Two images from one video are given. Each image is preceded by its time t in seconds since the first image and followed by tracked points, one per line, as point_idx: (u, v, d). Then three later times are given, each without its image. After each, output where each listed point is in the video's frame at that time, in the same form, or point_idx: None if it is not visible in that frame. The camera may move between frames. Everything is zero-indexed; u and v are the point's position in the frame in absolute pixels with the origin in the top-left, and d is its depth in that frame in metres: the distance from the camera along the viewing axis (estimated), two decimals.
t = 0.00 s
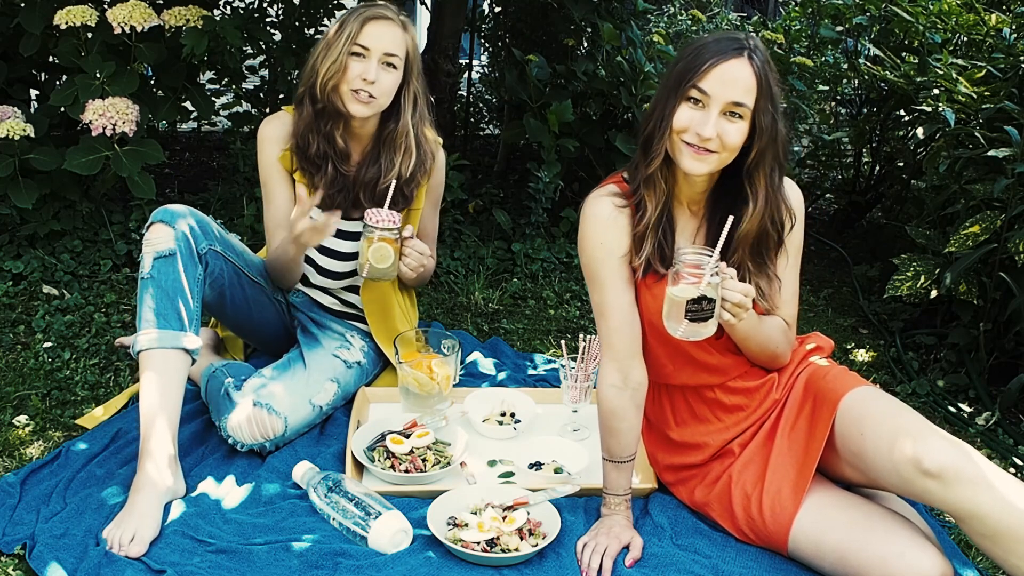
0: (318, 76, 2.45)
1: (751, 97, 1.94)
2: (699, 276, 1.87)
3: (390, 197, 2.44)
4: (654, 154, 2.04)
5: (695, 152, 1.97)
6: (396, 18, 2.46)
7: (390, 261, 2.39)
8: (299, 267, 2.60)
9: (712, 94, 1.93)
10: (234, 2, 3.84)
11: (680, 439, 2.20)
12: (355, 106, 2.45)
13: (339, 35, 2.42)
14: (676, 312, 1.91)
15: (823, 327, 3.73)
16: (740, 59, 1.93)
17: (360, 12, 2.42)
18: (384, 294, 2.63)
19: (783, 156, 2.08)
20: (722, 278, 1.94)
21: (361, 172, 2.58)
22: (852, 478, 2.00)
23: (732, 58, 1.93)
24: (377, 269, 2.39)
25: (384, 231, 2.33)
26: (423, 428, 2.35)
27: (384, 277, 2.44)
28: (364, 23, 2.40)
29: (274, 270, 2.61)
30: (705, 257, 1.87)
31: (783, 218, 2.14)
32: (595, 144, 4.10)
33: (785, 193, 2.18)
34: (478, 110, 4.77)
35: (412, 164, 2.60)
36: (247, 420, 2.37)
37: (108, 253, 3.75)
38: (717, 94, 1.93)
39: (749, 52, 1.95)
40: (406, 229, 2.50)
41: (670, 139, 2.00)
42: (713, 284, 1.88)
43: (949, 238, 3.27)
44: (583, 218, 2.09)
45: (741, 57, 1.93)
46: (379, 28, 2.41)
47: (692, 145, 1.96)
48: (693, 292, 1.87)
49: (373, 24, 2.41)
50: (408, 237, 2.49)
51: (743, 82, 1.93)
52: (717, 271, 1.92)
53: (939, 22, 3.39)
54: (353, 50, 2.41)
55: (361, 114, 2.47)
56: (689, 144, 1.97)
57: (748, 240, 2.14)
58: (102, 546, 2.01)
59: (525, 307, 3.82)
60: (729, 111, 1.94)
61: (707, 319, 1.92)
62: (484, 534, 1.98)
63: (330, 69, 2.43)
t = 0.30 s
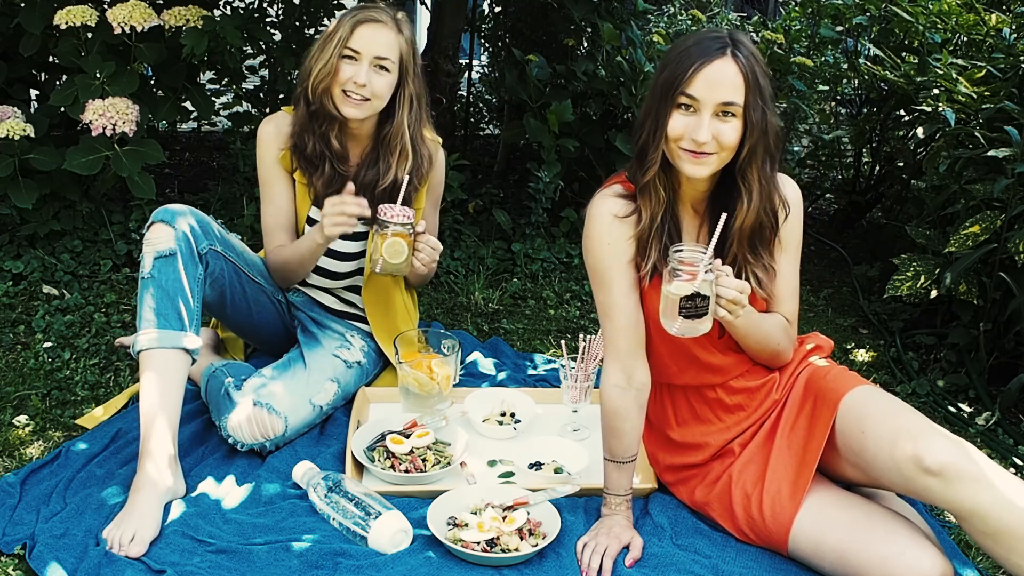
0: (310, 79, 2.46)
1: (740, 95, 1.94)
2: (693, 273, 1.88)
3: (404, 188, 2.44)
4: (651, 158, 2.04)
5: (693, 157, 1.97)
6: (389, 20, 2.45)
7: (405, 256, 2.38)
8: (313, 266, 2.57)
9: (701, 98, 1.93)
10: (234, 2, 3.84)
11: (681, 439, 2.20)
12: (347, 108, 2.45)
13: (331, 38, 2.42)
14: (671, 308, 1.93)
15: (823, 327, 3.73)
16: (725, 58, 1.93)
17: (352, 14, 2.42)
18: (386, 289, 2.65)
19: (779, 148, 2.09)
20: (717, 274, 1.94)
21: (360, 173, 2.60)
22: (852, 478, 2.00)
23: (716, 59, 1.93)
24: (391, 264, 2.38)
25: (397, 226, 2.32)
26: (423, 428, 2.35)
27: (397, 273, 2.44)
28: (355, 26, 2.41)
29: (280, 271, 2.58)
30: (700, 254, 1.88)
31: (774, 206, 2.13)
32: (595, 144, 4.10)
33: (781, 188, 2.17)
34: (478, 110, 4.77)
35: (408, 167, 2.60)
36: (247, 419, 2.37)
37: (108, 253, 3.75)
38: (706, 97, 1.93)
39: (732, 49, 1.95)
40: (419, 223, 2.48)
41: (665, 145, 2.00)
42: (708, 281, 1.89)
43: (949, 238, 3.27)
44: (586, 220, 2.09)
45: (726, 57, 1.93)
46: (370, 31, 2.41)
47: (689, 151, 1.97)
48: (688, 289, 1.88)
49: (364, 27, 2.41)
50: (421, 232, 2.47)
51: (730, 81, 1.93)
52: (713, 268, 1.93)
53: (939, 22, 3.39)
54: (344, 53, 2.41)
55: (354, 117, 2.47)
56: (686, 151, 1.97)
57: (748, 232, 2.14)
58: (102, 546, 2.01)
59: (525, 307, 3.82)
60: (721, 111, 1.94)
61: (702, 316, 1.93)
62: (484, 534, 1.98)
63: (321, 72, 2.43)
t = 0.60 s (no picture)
0: (312, 78, 2.45)
1: (737, 92, 1.94)
2: (693, 270, 1.88)
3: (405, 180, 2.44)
4: (650, 159, 2.04)
5: (693, 157, 1.97)
6: (388, 16, 2.46)
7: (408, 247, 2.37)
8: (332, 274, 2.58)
9: (698, 98, 1.93)
10: (234, 2, 3.84)
11: (681, 439, 2.20)
12: (351, 107, 2.45)
13: (332, 36, 2.41)
14: (671, 306, 1.93)
15: (822, 327, 3.73)
16: (719, 56, 1.93)
17: (351, 11, 2.42)
18: (387, 284, 2.66)
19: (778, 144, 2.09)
20: (716, 272, 1.94)
21: (359, 171, 2.58)
22: (853, 477, 2.01)
23: (711, 57, 1.93)
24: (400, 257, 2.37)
25: (398, 216, 2.32)
26: (423, 428, 2.35)
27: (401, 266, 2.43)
28: (356, 23, 2.40)
29: (290, 276, 2.58)
30: (700, 252, 1.88)
31: (770, 202, 2.12)
32: (596, 144, 4.10)
33: (778, 185, 2.17)
34: (478, 110, 4.77)
35: (410, 162, 2.61)
36: (247, 419, 2.37)
37: (108, 253, 3.75)
38: (702, 97, 1.93)
39: (726, 47, 1.95)
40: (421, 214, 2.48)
41: (665, 146, 2.00)
42: (708, 279, 1.89)
43: (949, 238, 3.27)
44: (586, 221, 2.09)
45: (720, 55, 1.93)
46: (370, 27, 2.41)
47: (688, 151, 1.97)
48: (688, 287, 1.88)
49: (365, 24, 2.41)
50: (424, 223, 2.46)
51: (726, 80, 1.93)
52: (712, 266, 1.93)
53: (939, 22, 3.39)
54: (347, 50, 2.41)
55: (358, 115, 2.47)
56: (685, 151, 1.97)
57: (732, 227, 2.14)
58: (102, 546, 2.01)
59: (525, 307, 3.82)
60: (718, 110, 1.94)
61: (701, 314, 1.93)
62: (484, 534, 1.98)
63: (324, 70, 2.43)
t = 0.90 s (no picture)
0: (305, 81, 2.45)
1: (734, 87, 1.94)
2: (694, 272, 1.88)
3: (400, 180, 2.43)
4: (649, 157, 2.04)
5: (691, 153, 1.97)
6: (378, 15, 2.46)
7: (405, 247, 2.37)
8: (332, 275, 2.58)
9: (695, 93, 1.93)
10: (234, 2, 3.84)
11: (681, 439, 2.20)
12: (346, 108, 2.45)
13: (323, 38, 2.41)
14: (671, 308, 1.93)
15: (822, 327, 3.73)
16: (716, 52, 1.93)
17: (343, 12, 2.41)
18: (383, 284, 2.66)
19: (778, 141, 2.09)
20: (717, 274, 1.93)
21: (351, 169, 2.60)
22: (853, 478, 2.01)
23: (707, 53, 1.93)
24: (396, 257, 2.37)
25: (393, 218, 2.31)
26: (423, 428, 2.35)
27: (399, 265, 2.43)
28: (347, 24, 2.40)
29: (290, 276, 2.58)
30: (701, 253, 1.88)
31: (772, 200, 2.12)
32: (595, 144, 4.10)
33: (780, 184, 2.17)
34: (478, 110, 4.77)
35: (396, 158, 2.59)
36: (247, 419, 2.37)
37: (108, 253, 3.75)
38: (700, 92, 1.93)
39: (723, 43, 1.95)
40: (416, 215, 2.47)
41: (664, 143, 2.00)
42: (708, 280, 1.89)
43: (949, 238, 3.27)
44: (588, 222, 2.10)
45: (717, 51, 1.93)
46: (362, 27, 2.41)
47: (687, 147, 1.96)
48: (688, 288, 1.88)
49: (357, 24, 2.41)
50: (418, 224, 2.45)
51: (723, 75, 1.92)
52: (713, 267, 1.93)
53: (939, 22, 3.39)
54: (339, 51, 2.41)
55: (354, 116, 2.47)
56: (684, 147, 1.97)
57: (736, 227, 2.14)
58: (102, 546, 2.01)
59: (525, 307, 3.82)
60: (716, 105, 1.94)
61: (702, 316, 1.93)
62: (484, 534, 1.98)
63: (317, 73, 2.43)
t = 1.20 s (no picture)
0: (305, 84, 2.46)
1: (737, 82, 1.94)
2: (701, 273, 1.87)
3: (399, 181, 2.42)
4: (654, 155, 2.05)
5: (695, 149, 1.96)
6: (374, 13, 2.46)
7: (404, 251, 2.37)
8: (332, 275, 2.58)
9: (698, 89, 1.93)
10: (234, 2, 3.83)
11: (682, 439, 2.20)
12: (349, 108, 2.45)
13: (320, 40, 2.41)
14: (677, 308, 1.93)
15: (823, 327, 3.73)
16: (718, 47, 1.93)
17: (337, 12, 2.41)
18: (384, 285, 2.66)
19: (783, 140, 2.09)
20: (724, 274, 1.94)
21: (355, 169, 2.59)
22: (853, 478, 2.01)
23: (709, 49, 1.93)
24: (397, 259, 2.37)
25: (392, 220, 2.31)
26: (423, 428, 2.35)
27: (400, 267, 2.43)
28: (342, 24, 2.40)
29: (290, 277, 2.58)
30: (707, 254, 1.87)
31: (776, 200, 2.12)
32: (595, 144, 4.10)
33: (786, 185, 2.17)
34: (478, 110, 4.77)
35: (401, 156, 2.59)
36: (247, 420, 2.37)
37: (108, 253, 3.75)
38: (703, 87, 1.93)
39: (726, 39, 1.95)
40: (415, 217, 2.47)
41: (668, 140, 2.00)
42: (714, 281, 1.88)
43: (949, 238, 3.27)
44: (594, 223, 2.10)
45: (720, 46, 1.94)
46: (357, 26, 2.41)
47: (691, 144, 1.96)
48: (696, 289, 1.88)
49: (352, 24, 2.40)
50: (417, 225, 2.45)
51: (726, 69, 1.92)
52: (718, 268, 1.92)
53: (939, 22, 3.39)
54: (337, 51, 2.41)
55: (356, 115, 2.47)
56: (688, 143, 1.97)
57: (739, 224, 2.13)
58: (102, 546, 2.01)
59: (525, 307, 3.82)
60: (720, 100, 1.94)
61: (708, 316, 1.93)
62: (484, 534, 1.98)
63: (316, 75, 2.43)
